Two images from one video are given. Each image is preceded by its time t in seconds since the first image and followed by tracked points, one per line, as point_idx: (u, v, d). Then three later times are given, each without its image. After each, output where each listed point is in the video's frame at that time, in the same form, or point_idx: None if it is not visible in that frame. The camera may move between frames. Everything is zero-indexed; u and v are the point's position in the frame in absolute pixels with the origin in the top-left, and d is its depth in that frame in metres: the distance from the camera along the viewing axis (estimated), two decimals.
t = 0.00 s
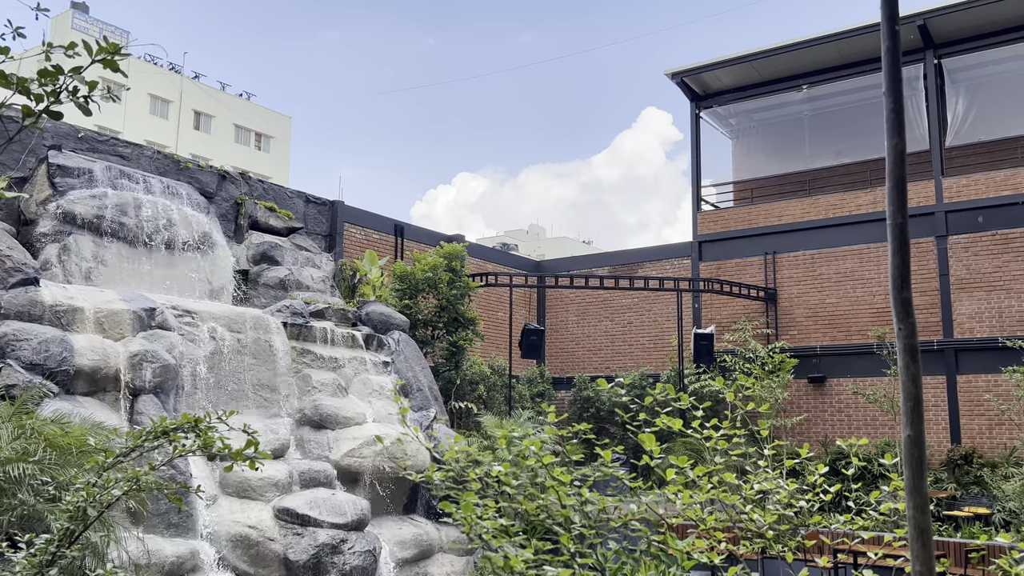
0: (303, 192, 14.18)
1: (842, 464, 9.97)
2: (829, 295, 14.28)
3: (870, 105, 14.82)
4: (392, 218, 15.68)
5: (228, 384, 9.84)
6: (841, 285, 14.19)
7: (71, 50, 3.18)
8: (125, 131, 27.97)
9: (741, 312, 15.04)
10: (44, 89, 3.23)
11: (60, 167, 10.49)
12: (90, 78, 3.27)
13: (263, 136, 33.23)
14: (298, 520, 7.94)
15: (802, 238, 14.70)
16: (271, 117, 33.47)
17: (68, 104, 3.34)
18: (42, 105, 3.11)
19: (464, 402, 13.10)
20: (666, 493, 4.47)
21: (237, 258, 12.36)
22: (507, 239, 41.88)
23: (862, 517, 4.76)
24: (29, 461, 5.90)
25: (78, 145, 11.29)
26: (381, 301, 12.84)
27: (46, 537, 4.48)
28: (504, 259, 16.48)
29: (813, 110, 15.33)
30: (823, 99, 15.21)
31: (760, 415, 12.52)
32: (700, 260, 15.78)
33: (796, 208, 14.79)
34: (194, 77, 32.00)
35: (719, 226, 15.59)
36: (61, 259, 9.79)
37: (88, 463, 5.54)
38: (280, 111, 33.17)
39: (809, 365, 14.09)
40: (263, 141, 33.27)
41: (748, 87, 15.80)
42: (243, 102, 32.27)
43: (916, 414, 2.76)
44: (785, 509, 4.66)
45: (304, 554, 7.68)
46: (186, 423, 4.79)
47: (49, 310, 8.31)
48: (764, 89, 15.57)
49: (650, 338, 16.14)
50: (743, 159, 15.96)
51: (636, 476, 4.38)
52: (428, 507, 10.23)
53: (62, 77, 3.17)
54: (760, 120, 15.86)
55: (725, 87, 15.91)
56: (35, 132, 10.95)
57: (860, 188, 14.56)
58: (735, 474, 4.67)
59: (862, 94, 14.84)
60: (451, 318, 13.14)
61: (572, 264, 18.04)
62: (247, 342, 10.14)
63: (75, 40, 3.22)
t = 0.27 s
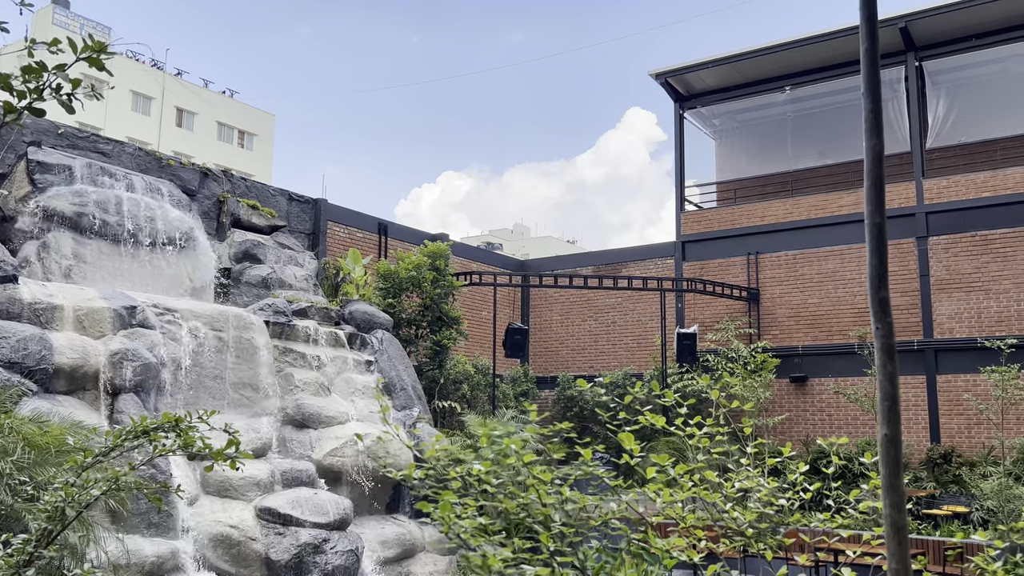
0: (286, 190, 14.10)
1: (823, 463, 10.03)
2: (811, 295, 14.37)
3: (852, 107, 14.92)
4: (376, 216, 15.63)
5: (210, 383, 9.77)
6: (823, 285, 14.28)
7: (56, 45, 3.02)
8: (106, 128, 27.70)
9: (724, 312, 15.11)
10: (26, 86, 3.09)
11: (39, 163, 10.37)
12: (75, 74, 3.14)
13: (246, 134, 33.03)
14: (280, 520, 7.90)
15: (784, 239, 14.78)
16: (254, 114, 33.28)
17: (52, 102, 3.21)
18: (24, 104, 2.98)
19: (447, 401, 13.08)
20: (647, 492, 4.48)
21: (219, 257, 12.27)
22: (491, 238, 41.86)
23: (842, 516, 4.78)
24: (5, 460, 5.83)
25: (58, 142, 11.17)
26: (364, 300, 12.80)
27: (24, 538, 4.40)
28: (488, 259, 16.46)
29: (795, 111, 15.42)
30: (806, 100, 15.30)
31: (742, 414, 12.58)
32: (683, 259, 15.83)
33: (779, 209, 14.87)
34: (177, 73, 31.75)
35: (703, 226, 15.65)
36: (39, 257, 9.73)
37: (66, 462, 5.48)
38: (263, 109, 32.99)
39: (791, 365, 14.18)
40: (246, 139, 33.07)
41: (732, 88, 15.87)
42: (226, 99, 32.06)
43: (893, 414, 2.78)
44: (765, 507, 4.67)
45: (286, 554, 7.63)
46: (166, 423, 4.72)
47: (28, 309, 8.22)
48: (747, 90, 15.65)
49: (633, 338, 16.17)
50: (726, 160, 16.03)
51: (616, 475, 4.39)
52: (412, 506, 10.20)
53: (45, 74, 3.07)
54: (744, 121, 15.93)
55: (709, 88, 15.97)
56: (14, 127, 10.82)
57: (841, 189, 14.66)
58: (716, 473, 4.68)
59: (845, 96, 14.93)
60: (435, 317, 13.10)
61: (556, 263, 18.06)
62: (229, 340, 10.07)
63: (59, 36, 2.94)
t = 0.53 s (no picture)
0: (270, 188, 14.02)
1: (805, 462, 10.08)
2: (793, 295, 14.45)
3: (835, 108, 15.02)
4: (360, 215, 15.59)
5: (192, 382, 9.71)
6: (806, 286, 14.36)
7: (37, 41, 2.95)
8: (87, 125, 27.43)
9: (708, 312, 15.17)
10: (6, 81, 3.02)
11: (19, 160, 10.27)
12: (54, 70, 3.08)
13: (230, 131, 32.83)
14: (262, 520, 7.85)
15: (767, 239, 14.85)
16: (238, 112, 33.08)
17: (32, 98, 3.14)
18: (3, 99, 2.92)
19: (431, 400, 13.06)
20: (626, 491, 4.49)
21: (201, 255, 12.19)
22: (476, 237, 41.82)
23: (821, 515, 4.80)
24: None
25: (38, 138, 11.06)
26: (348, 299, 12.75)
27: (1, 540, 4.32)
28: (473, 258, 16.44)
29: (779, 112, 15.50)
30: (789, 101, 15.38)
31: (726, 413, 12.62)
32: (667, 259, 15.88)
33: (763, 209, 14.93)
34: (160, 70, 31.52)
35: (687, 226, 15.70)
36: (19, 254, 9.61)
37: (44, 462, 5.42)
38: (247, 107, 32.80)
39: (774, 364, 14.25)
40: (230, 136, 32.87)
41: (716, 89, 15.94)
42: (209, 96, 31.85)
43: (871, 413, 2.81)
44: (744, 507, 4.69)
45: (268, 554, 7.57)
46: (147, 423, 4.65)
47: (7, 306, 8.12)
48: (731, 90, 15.72)
49: (618, 337, 16.20)
50: (711, 160, 16.09)
51: (596, 475, 4.40)
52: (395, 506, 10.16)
53: (28, 71, 2.99)
54: (728, 122, 16.00)
55: (693, 88, 16.03)
56: None
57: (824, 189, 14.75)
58: (695, 472, 4.70)
59: (828, 97, 15.01)
60: (419, 316, 13.05)
61: (541, 263, 18.06)
62: (211, 340, 10.01)
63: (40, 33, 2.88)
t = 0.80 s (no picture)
0: (254, 186, 13.93)
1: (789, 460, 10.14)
2: (777, 295, 14.52)
3: (819, 109, 15.10)
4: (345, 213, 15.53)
5: (175, 381, 9.64)
6: (789, 285, 14.43)
7: (14, 36, 2.88)
8: (69, 121, 27.16)
9: (692, 311, 15.22)
10: None
11: None
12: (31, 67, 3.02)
13: (213, 129, 32.62)
14: (245, 519, 7.81)
15: (751, 239, 14.91)
16: (221, 109, 32.87)
17: (8, 95, 3.07)
18: None
19: (416, 399, 13.03)
20: (608, 490, 4.51)
21: (184, 253, 12.10)
22: (461, 236, 41.78)
23: (803, 514, 4.83)
24: None
25: (19, 135, 10.96)
26: (332, 297, 12.69)
27: None
28: (458, 257, 16.41)
29: (763, 112, 15.57)
30: (773, 102, 15.46)
31: (710, 413, 12.67)
32: (652, 259, 15.91)
33: (747, 209, 15.00)
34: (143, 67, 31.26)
35: (672, 226, 15.74)
36: None
37: (22, 462, 5.36)
38: (231, 104, 32.60)
39: (757, 364, 14.33)
40: (213, 134, 32.66)
41: (701, 89, 15.99)
42: (193, 93, 31.62)
43: (851, 413, 2.83)
44: (726, 506, 4.71)
45: (252, 553, 7.54)
46: (128, 423, 4.60)
47: None
48: (716, 90, 15.78)
49: (602, 337, 16.23)
50: (695, 160, 16.14)
51: (579, 474, 4.40)
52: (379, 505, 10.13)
53: (4, 64, 2.91)
54: (712, 122, 16.06)
55: (678, 88, 16.08)
56: None
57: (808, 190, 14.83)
58: (677, 472, 4.72)
59: (811, 98, 15.09)
60: (404, 315, 13.00)
61: (526, 262, 18.06)
62: (194, 338, 9.94)
63: (16, 26, 2.85)
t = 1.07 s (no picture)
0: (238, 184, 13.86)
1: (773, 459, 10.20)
2: (761, 294, 14.58)
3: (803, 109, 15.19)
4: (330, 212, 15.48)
5: (157, 380, 9.57)
6: (773, 285, 14.50)
7: None
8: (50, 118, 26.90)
9: (677, 311, 15.27)
10: None
11: None
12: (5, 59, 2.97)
13: (198, 126, 32.42)
14: (229, 519, 7.78)
15: (736, 239, 14.97)
16: (205, 106, 32.68)
17: None
18: None
19: (401, 399, 13.01)
20: (592, 489, 4.51)
21: (167, 251, 12.02)
22: (447, 235, 41.73)
23: (785, 513, 4.85)
24: None
25: None
26: (317, 296, 12.64)
27: None
28: (444, 256, 16.39)
29: (748, 112, 15.64)
30: (759, 102, 15.53)
31: (695, 412, 12.72)
32: (638, 258, 15.95)
33: (732, 209, 15.06)
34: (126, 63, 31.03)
35: (657, 225, 15.79)
36: None
37: None
38: (216, 102, 32.42)
39: (742, 363, 14.39)
40: (197, 132, 32.46)
41: (686, 89, 16.04)
42: (177, 90, 31.41)
43: (832, 412, 2.84)
44: (709, 505, 4.73)
45: (235, 553, 7.50)
46: (105, 420, 4.53)
47: None
48: (701, 90, 15.83)
49: (588, 336, 16.25)
50: (680, 160, 16.20)
51: (562, 473, 4.40)
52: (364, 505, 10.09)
53: None
54: (698, 122, 16.11)
55: (664, 88, 16.12)
56: None
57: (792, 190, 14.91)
58: (661, 471, 4.73)
59: (796, 99, 15.17)
60: (390, 314, 12.97)
61: (512, 261, 18.06)
62: (178, 337, 9.87)
63: None
